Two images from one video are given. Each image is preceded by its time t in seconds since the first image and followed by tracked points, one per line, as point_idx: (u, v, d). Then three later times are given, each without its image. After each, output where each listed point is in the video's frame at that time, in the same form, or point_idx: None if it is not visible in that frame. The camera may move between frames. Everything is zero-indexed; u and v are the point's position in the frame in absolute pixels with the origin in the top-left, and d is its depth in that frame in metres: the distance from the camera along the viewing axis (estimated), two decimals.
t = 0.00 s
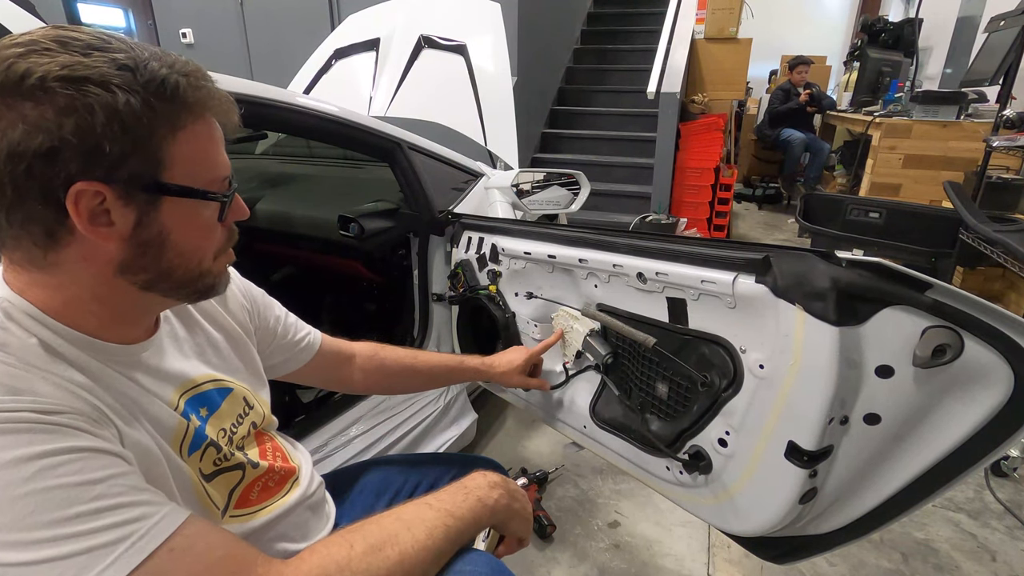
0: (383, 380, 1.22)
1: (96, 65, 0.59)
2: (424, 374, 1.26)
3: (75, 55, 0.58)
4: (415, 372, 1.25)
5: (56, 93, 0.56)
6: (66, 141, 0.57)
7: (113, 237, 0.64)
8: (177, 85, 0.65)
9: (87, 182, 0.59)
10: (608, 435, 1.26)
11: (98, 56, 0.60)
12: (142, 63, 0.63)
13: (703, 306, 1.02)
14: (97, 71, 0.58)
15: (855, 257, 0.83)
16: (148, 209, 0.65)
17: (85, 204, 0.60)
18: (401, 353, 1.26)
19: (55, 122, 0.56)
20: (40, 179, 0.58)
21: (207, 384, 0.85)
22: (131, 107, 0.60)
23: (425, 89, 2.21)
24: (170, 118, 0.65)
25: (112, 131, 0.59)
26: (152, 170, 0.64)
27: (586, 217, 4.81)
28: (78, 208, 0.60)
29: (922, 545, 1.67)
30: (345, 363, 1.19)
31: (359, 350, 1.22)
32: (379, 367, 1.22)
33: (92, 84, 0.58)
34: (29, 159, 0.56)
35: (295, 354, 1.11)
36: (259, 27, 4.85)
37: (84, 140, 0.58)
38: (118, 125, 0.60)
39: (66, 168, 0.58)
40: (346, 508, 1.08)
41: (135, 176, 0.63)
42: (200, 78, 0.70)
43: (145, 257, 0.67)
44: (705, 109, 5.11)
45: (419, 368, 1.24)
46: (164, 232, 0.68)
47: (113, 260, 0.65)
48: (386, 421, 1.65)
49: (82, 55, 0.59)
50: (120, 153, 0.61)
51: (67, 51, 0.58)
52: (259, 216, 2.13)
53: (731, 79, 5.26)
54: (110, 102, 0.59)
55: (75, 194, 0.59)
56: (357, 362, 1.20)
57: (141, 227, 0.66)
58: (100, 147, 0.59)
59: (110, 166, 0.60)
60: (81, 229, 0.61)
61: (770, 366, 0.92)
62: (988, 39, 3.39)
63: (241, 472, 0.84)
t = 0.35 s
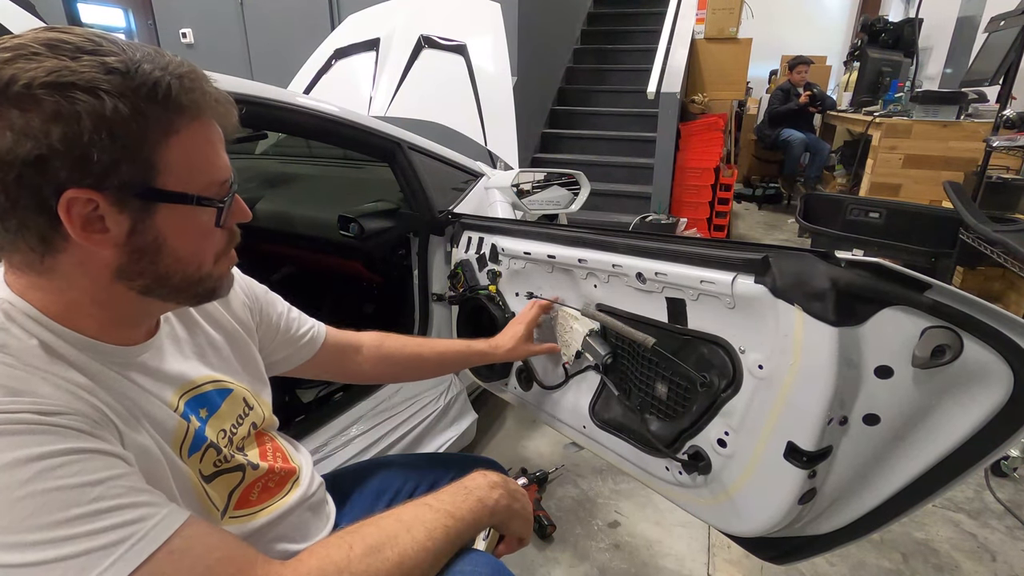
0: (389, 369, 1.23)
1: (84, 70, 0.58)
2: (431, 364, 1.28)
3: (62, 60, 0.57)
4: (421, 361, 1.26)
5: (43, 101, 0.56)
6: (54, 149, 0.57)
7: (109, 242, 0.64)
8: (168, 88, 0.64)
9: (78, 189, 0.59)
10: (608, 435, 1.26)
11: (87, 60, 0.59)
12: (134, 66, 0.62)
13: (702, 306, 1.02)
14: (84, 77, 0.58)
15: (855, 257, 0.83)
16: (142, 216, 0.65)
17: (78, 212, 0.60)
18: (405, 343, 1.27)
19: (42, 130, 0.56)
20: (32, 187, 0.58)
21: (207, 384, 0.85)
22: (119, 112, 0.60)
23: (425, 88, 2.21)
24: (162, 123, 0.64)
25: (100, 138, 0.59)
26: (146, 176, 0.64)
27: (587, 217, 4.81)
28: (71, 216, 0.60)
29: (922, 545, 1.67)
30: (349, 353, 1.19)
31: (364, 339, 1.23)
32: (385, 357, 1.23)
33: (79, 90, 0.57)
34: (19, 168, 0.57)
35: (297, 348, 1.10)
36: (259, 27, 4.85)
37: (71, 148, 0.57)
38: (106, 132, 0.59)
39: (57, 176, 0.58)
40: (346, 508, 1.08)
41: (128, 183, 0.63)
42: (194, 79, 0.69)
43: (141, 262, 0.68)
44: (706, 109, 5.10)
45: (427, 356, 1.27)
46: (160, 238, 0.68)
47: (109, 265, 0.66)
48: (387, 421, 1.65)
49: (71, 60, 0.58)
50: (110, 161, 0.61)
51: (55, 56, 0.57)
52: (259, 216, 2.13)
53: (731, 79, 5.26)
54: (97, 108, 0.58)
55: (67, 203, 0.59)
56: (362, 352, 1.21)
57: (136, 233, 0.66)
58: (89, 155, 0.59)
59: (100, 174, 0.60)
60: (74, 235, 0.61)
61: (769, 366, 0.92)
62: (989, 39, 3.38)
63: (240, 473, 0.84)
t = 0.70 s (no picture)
0: (404, 351, 1.23)
1: (81, 73, 0.58)
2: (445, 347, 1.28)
3: (61, 62, 0.57)
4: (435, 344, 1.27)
5: (39, 104, 0.56)
6: (49, 152, 0.57)
7: (105, 245, 0.64)
8: (168, 93, 0.64)
9: (73, 192, 0.59)
10: (608, 435, 1.26)
11: (86, 63, 0.59)
12: (134, 69, 0.62)
13: (702, 306, 1.02)
14: (81, 80, 0.57)
15: (855, 257, 0.83)
16: (139, 219, 0.65)
17: (73, 214, 0.60)
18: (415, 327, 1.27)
19: (37, 133, 0.56)
20: (27, 188, 0.58)
21: (206, 383, 0.85)
22: (114, 117, 0.59)
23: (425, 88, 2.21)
24: (160, 127, 0.64)
25: (95, 142, 0.59)
26: (141, 180, 0.64)
27: (586, 217, 4.80)
28: (66, 218, 0.60)
29: (922, 545, 1.67)
30: (362, 338, 1.19)
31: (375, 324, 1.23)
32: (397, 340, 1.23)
33: (76, 94, 0.57)
34: (16, 170, 0.57)
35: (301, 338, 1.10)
36: (259, 27, 4.85)
37: (65, 151, 0.57)
38: (101, 136, 0.59)
39: (52, 179, 0.58)
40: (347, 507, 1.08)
41: (123, 186, 0.62)
42: (196, 83, 0.68)
43: (137, 266, 0.67)
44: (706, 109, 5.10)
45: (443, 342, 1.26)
46: (156, 243, 0.68)
47: (106, 267, 0.65)
48: (387, 421, 1.65)
49: (70, 62, 0.58)
50: (105, 165, 0.60)
51: (55, 58, 0.57)
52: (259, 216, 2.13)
53: (731, 79, 5.26)
54: (93, 112, 0.58)
55: (62, 204, 0.59)
56: (375, 337, 1.21)
57: (131, 236, 0.65)
58: (83, 159, 0.58)
59: (95, 177, 0.60)
60: (70, 237, 0.61)
61: (769, 366, 0.92)
62: (989, 39, 3.38)
63: (240, 473, 0.84)
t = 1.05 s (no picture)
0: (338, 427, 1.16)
1: (59, 82, 0.57)
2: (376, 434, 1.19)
3: (39, 70, 0.56)
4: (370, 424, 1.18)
5: (16, 114, 0.55)
6: (26, 163, 0.56)
7: (90, 255, 0.64)
8: (150, 101, 0.62)
9: (55, 203, 0.59)
10: (608, 435, 1.26)
11: (66, 70, 0.57)
12: (118, 77, 0.61)
13: (702, 306, 1.02)
14: (58, 90, 0.56)
15: (855, 257, 0.83)
16: (123, 230, 0.64)
17: (56, 223, 0.60)
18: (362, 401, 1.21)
19: (13, 143, 0.55)
20: (7, 199, 0.58)
21: (209, 385, 0.86)
22: (91, 128, 0.58)
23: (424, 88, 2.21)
24: (143, 137, 0.63)
25: (71, 154, 0.58)
26: (124, 191, 0.63)
27: (586, 217, 4.81)
28: (49, 227, 0.60)
29: (922, 545, 1.67)
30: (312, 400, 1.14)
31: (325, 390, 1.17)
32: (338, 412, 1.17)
33: (52, 104, 0.56)
34: None
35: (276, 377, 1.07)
36: (259, 27, 4.85)
37: (42, 163, 0.57)
38: (78, 147, 0.58)
39: (32, 190, 0.58)
40: (346, 508, 1.08)
41: (105, 197, 0.62)
42: (183, 90, 0.67)
43: (125, 276, 0.67)
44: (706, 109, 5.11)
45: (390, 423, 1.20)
46: (143, 253, 0.67)
47: (94, 276, 0.65)
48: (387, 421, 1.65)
49: (50, 70, 0.57)
50: (82, 178, 0.59)
51: (35, 65, 0.56)
52: (259, 216, 2.13)
53: (731, 79, 5.26)
54: (68, 124, 0.57)
55: (44, 214, 0.59)
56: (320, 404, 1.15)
57: (118, 246, 0.65)
58: (60, 171, 0.58)
59: (74, 189, 0.59)
60: (53, 246, 0.61)
61: (769, 366, 0.92)
62: (989, 38, 3.38)
63: (240, 475, 0.84)
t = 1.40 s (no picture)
0: (335, 426, 1.15)
1: (28, 80, 0.56)
2: (368, 442, 1.16)
3: (9, 69, 0.56)
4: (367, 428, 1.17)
5: None
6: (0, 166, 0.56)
7: (74, 257, 0.64)
8: (124, 97, 0.62)
9: (34, 206, 0.59)
10: (609, 435, 1.26)
11: (35, 69, 0.57)
12: (88, 74, 0.60)
13: (703, 306, 1.02)
14: (27, 90, 0.56)
15: (855, 257, 0.83)
16: (107, 230, 0.64)
17: (37, 226, 0.60)
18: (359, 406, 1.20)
19: None
20: None
21: (205, 384, 0.86)
22: (65, 128, 0.58)
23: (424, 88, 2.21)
24: (120, 135, 0.62)
25: (46, 154, 0.57)
26: (103, 192, 0.63)
27: (586, 217, 4.81)
28: (31, 230, 0.60)
29: (922, 545, 1.67)
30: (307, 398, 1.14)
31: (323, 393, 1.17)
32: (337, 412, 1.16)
33: (23, 104, 0.55)
34: None
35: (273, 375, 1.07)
36: (259, 28, 4.85)
37: (17, 166, 0.56)
38: (52, 148, 0.58)
39: (9, 194, 0.57)
40: (346, 508, 1.08)
41: (85, 198, 0.62)
42: (157, 85, 0.66)
43: (111, 276, 0.67)
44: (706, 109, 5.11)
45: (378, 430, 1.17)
46: (128, 254, 0.67)
47: (81, 279, 0.65)
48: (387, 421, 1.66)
49: (19, 69, 0.56)
50: (59, 179, 0.59)
51: (4, 65, 0.56)
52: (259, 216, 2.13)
53: (731, 79, 5.25)
54: (40, 124, 0.56)
55: (25, 217, 0.59)
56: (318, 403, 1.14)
57: (102, 247, 0.65)
58: (35, 172, 0.57)
59: (53, 191, 0.59)
60: (36, 249, 0.61)
61: (769, 366, 0.92)
62: (989, 39, 3.38)
63: (239, 473, 0.84)
